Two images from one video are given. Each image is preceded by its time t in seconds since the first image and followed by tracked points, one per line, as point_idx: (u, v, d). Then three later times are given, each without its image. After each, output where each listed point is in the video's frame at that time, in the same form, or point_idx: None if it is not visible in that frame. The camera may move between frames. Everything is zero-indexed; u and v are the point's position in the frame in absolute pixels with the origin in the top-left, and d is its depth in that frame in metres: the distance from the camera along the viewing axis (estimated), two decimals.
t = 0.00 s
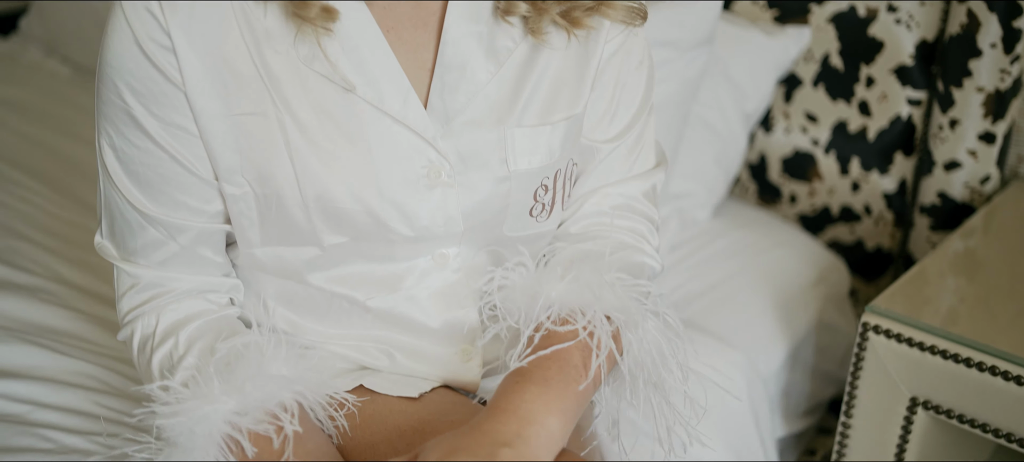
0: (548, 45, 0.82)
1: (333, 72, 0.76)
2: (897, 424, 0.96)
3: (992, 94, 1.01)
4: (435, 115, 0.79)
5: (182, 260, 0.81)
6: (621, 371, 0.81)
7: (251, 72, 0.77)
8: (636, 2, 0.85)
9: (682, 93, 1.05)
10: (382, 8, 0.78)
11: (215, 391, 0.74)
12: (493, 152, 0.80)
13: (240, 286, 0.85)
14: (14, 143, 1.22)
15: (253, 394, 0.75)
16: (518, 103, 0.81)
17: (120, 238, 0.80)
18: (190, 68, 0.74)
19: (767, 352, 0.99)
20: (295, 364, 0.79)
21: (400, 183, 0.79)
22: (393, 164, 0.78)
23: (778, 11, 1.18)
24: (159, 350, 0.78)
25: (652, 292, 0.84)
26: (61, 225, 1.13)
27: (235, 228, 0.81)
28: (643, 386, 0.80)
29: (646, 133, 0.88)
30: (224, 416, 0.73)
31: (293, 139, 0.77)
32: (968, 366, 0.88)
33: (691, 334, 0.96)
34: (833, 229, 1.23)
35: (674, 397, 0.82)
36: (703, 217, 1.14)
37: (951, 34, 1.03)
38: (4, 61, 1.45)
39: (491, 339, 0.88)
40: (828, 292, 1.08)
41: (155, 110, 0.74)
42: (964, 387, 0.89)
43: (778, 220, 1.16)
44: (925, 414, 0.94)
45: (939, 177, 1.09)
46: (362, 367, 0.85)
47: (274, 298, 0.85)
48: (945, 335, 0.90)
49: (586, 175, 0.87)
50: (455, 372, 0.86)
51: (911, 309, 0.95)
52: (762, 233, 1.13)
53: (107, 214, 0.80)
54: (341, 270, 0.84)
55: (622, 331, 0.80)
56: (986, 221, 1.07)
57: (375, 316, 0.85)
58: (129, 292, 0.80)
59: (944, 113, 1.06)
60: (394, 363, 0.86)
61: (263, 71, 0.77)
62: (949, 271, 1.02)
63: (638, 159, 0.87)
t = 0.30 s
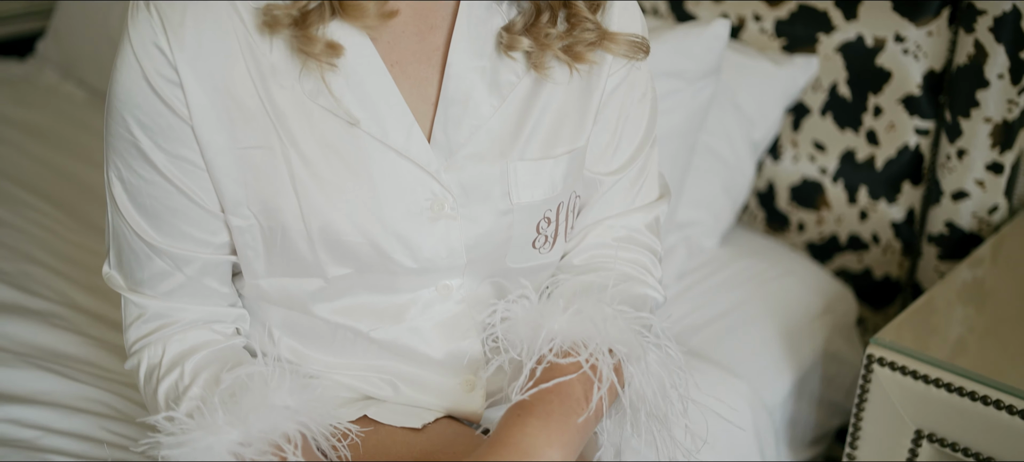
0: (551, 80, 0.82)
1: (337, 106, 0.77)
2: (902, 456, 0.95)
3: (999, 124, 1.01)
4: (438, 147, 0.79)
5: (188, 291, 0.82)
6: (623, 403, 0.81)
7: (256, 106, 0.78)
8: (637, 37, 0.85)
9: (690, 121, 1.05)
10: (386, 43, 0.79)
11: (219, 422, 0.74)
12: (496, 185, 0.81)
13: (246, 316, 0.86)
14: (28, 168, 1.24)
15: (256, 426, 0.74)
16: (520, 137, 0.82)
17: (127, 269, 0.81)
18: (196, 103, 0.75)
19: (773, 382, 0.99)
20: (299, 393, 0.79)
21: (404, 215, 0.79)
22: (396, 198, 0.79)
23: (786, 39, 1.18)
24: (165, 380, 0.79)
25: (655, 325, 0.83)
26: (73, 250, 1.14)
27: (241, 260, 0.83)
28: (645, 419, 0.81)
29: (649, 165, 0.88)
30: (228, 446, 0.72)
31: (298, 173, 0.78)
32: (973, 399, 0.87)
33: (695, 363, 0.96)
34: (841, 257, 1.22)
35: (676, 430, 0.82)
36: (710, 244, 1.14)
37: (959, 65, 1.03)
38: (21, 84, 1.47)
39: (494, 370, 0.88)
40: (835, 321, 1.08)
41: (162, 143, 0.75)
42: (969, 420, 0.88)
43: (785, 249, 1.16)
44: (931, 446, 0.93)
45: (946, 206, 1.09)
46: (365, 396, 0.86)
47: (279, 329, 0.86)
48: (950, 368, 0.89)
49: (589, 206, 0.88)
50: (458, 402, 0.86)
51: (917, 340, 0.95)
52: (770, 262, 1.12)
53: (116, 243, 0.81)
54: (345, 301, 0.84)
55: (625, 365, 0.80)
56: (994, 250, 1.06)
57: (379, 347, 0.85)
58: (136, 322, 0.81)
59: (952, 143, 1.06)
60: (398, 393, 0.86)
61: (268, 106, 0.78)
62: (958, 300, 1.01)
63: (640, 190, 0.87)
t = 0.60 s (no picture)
0: (557, 113, 0.83)
1: (344, 139, 0.78)
2: None
3: (1010, 154, 1.01)
4: (444, 180, 0.80)
5: (196, 321, 0.83)
6: (627, 435, 0.81)
7: (264, 139, 0.79)
8: (644, 70, 0.86)
9: (698, 150, 1.05)
10: (393, 77, 0.80)
11: (225, 452, 0.74)
12: (502, 217, 0.81)
13: (254, 344, 0.86)
14: (41, 190, 1.24)
15: (261, 455, 0.74)
16: (526, 170, 0.82)
17: (137, 299, 0.82)
18: (206, 136, 0.76)
19: (782, 412, 0.98)
20: (305, 423, 0.79)
21: (411, 247, 0.80)
22: (403, 230, 0.79)
23: (797, 68, 1.16)
24: (174, 409, 0.80)
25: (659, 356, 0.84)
26: (82, 271, 1.12)
27: (249, 290, 0.83)
28: (649, 452, 0.80)
29: (655, 196, 0.88)
30: None
31: (305, 204, 0.79)
32: (982, 433, 0.86)
33: (702, 391, 0.95)
34: (851, 286, 1.20)
35: None
36: (722, 273, 1.13)
37: (969, 95, 1.02)
38: (39, 107, 1.49)
39: (500, 401, 0.88)
40: (844, 350, 1.07)
41: (172, 175, 0.77)
42: (978, 454, 0.87)
43: (794, 277, 1.15)
44: None
45: (956, 235, 1.08)
46: (370, 425, 0.86)
47: (287, 358, 0.86)
48: (959, 401, 0.88)
49: (595, 237, 0.88)
50: (463, 432, 0.86)
51: (925, 372, 0.94)
52: (780, 291, 1.12)
53: (126, 274, 0.82)
54: (352, 332, 0.85)
55: (629, 396, 0.80)
56: (1005, 280, 1.05)
57: (385, 377, 0.86)
58: (146, 351, 0.82)
59: (962, 173, 1.05)
60: (404, 423, 0.86)
61: (277, 139, 0.78)
62: (968, 330, 1.00)
63: (647, 221, 0.88)
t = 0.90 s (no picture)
0: (560, 147, 0.84)
1: (349, 173, 0.79)
2: None
3: (1017, 185, 0.99)
4: (449, 212, 0.80)
5: (202, 351, 0.83)
6: None
7: (270, 172, 0.79)
8: (647, 104, 0.86)
9: (704, 180, 1.05)
10: (399, 110, 0.81)
11: None
12: (506, 249, 0.82)
13: (261, 373, 0.87)
14: (56, 213, 1.25)
15: None
16: (530, 203, 0.83)
17: (144, 328, 0.82)
18: (213, 169, 0.77)
19: (790, 443, 0.97)
20: (309, 454, 0.81)
21: (415, 278, 0.80)
22: (407, 263, 0.80)
23: (806, 96, 1.16)
24: (178, 438, 0.80)
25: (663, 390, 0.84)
26: (92, 293, 1.12)
27: (255, 321, 0.84)
28: None
29: (658, 228, 0.89)
30: None
31: (310, 236, 0.79)
32: None
33: (707, 420, 0.95)
34: (860, 315, 1.19)
35: None
36: (728, 301, 1.14)
37: (976, 124, 1.01)
38: (55, 130, 1.50)
39: (503, 432, 0.88)
40: (852, 380, 1.07)
41: (179, 207, 0.77)
42: None
43: (801, 305, 1.15)
44: None
45: (964, 265, 1.06)
46: (373, 454, 0.87)
47: (293, 387, 0.87)
48: (964, 433, 0.87)
49: (598, 269, 0.89)
50: None
51: (932, 403, 0.93)
52: (788, 320, 1.12)
53: (133, 304, 0.82)
54: (357, 363, 0.85)
55: (630, 428, 0.80)
56: (1014, 310, 1.03)
57: (389, 407, 0.86)
58: (152, 380, 0.82)
59: (970, 202, 1.04)
60: (408, 453, 0.87)
61: (283, 172, 0.79)
62: (977, 361, 0.99)
63: (651, 253, 0.88)
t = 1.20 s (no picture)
0: (566, 182, 0.84)
1: (357, 208, 0.79)
2: None
3: None
4: (455, 247, 0.81)
5: (211, 382, 0.84)
6: None
7: (279, 206, 0.80)
8: (653, 139, 0.87)
9: (712, 211, 1.06)
10: (407, 146, 0.82)
11: None
12: (512, 283, 0.82)
13: (269, 404, 0.88)
14: (71, 237, 1.27)
15: None
16: (536, 237, 0.83)
17: (154, 359, 0.83)
18: (223, 203, 0.78)
19: None
20: None
21: (422, 312, 0.81)
22: (414, 297, 0.80)
23: (815, 127, 1.16)
24: None
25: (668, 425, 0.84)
26: (105, 319, 1.13)
27: (263, 353, 0.85)
28: None
29: (663, 263, 0.90)
30: None
31: (317, 270, 0.80)
32: None
33: (713, 451, 0.95)
34: (869, 344, 1.18)
35: None
36: (736, 331, 1.13)
37: (985, 156, 1.01)
38: (72, 154, 1.52)
39: None
40: (861, 411, 1.06)
41: (189, 240, 0.78)
42: None
43: (810, 334, 1.15)
44: None
45: (973, 296, 1.06)
46: None
47: (300, 418, 0.88)
48: None
49: (604, 303, 0.89)
50: None
51: (940, 437, 0.90)
52: (798, 350, 1.11)
53: (144, 335, 0.83)
54: (364, 395, 0.86)
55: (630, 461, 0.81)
56: None
57: (397, 439, 0.86)
58: (161, 411, 0.82)
59: (978, 233, 1.04)
60: None
61: (291, 207, 0.80)
62: (986, 392, 0.97)
63: (655, 288, 0.89)
